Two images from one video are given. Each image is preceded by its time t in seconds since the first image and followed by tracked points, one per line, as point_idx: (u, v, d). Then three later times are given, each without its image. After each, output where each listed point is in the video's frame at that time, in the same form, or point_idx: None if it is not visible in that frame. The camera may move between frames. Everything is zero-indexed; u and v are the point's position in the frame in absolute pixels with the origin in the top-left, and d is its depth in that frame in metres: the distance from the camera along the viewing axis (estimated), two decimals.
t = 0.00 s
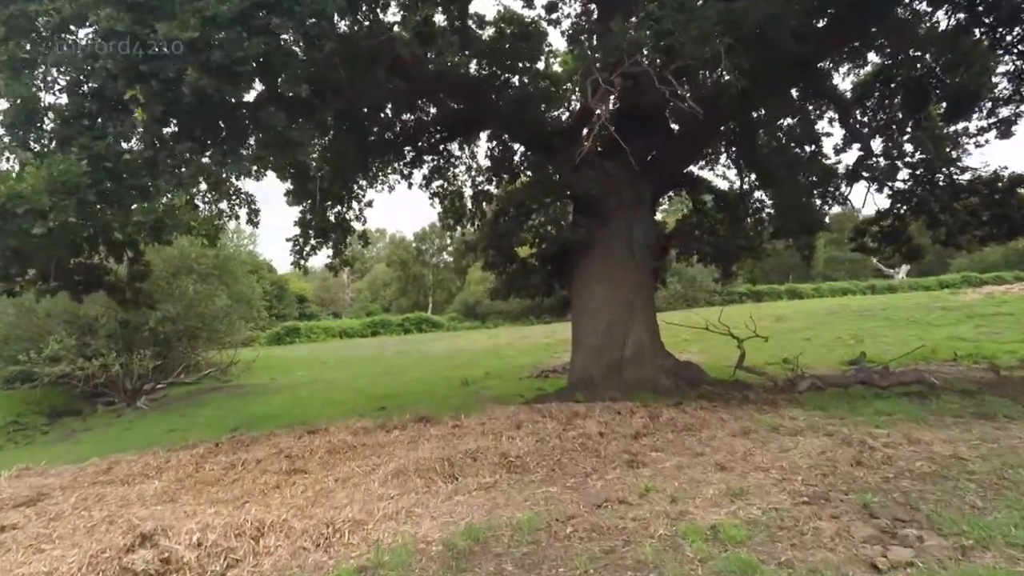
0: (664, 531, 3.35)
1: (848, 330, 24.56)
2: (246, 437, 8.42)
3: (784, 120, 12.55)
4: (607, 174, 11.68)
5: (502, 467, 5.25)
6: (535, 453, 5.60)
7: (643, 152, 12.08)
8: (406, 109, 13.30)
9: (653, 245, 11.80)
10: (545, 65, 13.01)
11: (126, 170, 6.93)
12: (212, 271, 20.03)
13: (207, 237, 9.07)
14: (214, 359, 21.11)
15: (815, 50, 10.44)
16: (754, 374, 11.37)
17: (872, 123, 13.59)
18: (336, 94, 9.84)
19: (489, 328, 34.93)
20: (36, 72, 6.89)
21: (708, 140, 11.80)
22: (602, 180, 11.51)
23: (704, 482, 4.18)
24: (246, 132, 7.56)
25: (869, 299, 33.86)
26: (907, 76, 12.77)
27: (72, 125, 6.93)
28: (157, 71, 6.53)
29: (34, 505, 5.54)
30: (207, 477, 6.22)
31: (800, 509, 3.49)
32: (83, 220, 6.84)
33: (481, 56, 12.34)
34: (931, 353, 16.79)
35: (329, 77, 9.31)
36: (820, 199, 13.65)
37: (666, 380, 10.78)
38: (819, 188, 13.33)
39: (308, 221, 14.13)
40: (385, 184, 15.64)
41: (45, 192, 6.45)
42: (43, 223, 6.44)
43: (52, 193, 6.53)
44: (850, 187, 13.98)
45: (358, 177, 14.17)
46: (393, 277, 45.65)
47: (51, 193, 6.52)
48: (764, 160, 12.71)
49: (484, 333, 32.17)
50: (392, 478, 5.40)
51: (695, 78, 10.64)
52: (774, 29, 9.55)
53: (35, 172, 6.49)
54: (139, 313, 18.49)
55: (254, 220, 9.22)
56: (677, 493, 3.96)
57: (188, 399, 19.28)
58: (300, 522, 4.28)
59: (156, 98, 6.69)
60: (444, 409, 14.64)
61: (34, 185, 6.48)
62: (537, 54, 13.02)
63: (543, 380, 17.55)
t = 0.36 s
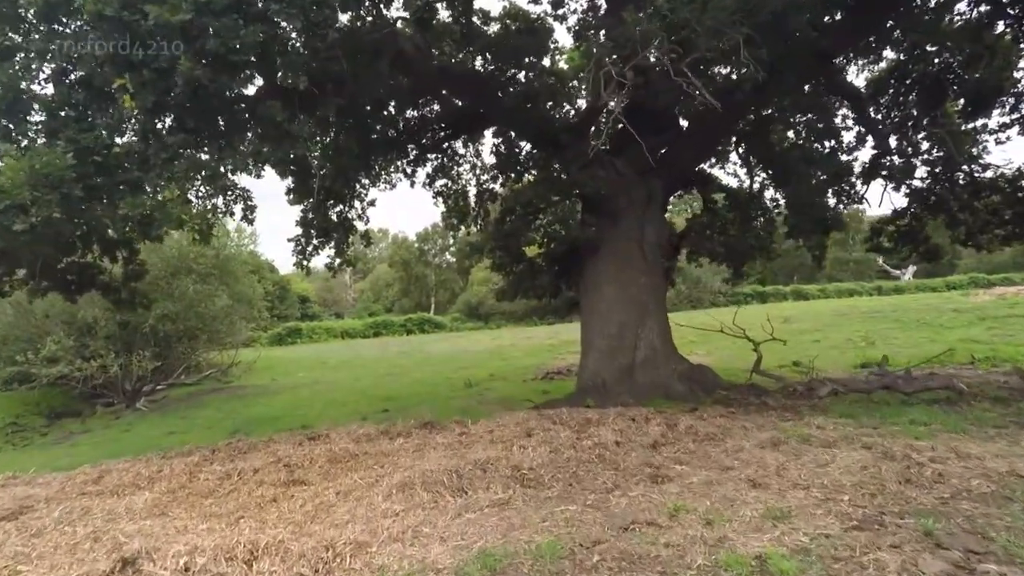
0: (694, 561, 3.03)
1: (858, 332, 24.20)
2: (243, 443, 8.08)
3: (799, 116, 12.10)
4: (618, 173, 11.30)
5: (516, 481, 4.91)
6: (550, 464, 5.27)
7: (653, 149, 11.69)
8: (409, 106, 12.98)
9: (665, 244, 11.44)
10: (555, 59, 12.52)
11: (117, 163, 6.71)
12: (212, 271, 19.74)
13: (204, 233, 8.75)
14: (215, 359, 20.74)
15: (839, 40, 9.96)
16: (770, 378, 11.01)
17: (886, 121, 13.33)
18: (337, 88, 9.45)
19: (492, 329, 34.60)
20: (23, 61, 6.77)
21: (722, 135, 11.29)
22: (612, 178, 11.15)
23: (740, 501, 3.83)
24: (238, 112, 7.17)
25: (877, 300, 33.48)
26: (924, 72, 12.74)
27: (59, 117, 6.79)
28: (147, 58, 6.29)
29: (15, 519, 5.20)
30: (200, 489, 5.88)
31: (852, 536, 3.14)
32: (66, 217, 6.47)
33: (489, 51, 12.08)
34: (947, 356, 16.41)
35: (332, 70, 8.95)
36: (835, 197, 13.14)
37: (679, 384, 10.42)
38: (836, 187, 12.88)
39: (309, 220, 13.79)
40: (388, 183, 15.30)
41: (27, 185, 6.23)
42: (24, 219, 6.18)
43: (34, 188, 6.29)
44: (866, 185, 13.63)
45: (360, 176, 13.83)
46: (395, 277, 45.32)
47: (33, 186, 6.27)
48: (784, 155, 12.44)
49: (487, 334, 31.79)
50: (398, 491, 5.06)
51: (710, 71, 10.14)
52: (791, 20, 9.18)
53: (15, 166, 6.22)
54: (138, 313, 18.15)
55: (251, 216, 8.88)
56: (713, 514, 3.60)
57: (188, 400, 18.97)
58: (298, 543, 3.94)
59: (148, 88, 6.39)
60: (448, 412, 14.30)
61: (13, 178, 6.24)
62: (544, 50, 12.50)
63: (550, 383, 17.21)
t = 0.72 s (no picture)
0: None
1: (864, 332, 23.90)
2: (239, 445, 7.72)
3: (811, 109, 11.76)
4: (627, 165, 11.08)
5: (531, 487, 4.58)
6: (566, 469, 4.95)
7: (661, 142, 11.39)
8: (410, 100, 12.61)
9: (675, 240, 11.10)
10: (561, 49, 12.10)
11: (104, 149, 6.56)
12: (209, 269, 19.38)
13: (198, 224, 8.39)
14: (212, 359, 20.35)
15: (856, 29, 9.65)
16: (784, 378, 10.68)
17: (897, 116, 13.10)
18: (338, 76, 9.08)
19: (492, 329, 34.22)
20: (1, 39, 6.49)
21: (734, 127, 10.98)
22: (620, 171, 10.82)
23: (780, 510, 3.50)
24: (233, 98, 7.04)
25: (879, 300, 33.24)
26: (936, 66, 12.48)
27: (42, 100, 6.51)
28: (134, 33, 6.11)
29: None
30: (192, 494, 5.53)
31: (918, 553, 2.82)
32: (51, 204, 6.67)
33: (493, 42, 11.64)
34: (959, 356, 16.10)
35: (333, 58, 8.63)
36: (847, 192, 12.82)
37: (691, 384, 10.08)
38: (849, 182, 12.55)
39: (309, 217, 13.43)
40: (389, 178, 14.94)
41: (3, 171, 6.12)
42: (4, 206, 6.31)
43: (13, 174, 6.19)
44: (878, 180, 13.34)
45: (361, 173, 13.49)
46: (394, 277, 44.86)
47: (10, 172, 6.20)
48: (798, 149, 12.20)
49: (487, 334, 31.43)
50: (404, 497, 4.73)
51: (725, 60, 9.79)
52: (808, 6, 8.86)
53: None
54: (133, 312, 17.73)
55: (249, 204, 8.50)
56: (757, 525, 3.28)
57: (184, 400, 18.57)
58: (298, 557, 3.61)
59: (135, 67, 6.14)
60: (451, 413, 13.95)
61: None
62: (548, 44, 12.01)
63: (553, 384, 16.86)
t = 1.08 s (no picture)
0: None
1: (850, 331, 24.04)
2: (221, 453, 7.31)
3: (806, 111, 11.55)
4: (622, 163, 10.80)
5: (540, 500, 4.29)
6: (574, 478, 4.66)
7: (655, 141, 11.18)
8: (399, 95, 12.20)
9: (672, 239, 10.88)
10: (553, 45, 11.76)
11: (77, 136, 6.36)
12: (190, 267, 18.79)
13: (176, 220, 7.97)
14: (192, 361, 19.72)
15: (856, 24, 9.53)
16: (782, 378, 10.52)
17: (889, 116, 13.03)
18: (326, 65, 8.69)
19: (478, 329, 33.87)
20: None
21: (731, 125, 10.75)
22: (616, 169, 10.55)
23: (817, 526, 3.24)
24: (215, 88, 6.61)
25: (862, 300, 33.56)
26: (927, 66, 12.37)
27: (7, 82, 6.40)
28: (106, 12, 5.83)
29: None
30: (170, 508, 5.13)
31: None
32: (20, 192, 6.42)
33: (484, 36, 11.28)
34: (947, 355, 16.17)
35: (321, 47, 8.28)
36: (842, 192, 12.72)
37: (690, 385, 9.86)
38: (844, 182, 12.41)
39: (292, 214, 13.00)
40: (376, 175, 14.54)
41: None
42: None
43: None
44: (872, 180, 13.29)
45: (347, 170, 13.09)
46: (378, 277, 44.26)
47: None
48: (794, 147, 11.98)
49: (473, 334, 31.04)
50: (403, 511, 4.40)
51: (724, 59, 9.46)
52: None
53: None
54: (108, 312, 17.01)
55: (230, 198, 8.08)
56: (795, 543, 3.03)
57: (161, 403, 17.93)
58: None
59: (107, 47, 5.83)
60: (440, 416, 13.57)
61: None
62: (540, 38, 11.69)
63: (544, 386, 16.57)
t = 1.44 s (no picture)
0: None
1: (825, 330, 24.36)
2: (193, 458, 6.83)
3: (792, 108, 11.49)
4: (610, 157, 10.58)
5: (547, 506, 4.01)
6: (582, 481, 4.40)
7: (641, 138, 10.99)
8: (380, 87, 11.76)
9: (660, 235, 10.72)
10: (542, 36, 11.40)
11: (31, 113, 6.03)
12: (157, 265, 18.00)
13: (144, 210, 7.45)
14: (159, 362, 18.90)
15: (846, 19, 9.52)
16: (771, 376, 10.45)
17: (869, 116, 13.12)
18: (308, 48, 8.26)
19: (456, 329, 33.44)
20: None
21: (720, 122, 10.57)
22: (604, 165, 10.31)
23: (854, 529, 3.04)
24: (191, 72, 6.43)
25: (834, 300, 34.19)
26: (905, 67, 12.47)
27: None
28: None
29: None
30: (139, 520, 4.70)
31: None
32: None
33: (467, 27, 10.89)
34: (922, 352, 16.42)
35: (301, 29, 7.90)
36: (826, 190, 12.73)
37: (682, 384, 9.70)
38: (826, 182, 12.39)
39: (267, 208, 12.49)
40: (355, 169, 14.08)
41: None
42: None
43: None
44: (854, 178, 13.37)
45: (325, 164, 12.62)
46: (352, 277, 43.40)
47: None
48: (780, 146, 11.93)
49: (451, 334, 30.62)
50: (401, 520, 4.07)
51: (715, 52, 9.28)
52: None
53: None
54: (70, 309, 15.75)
55: (202, 184, 7.59)
56: (838, 550, 2.81)
57: (126, 406, 17.09)
58: None
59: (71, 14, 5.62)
60: (423, 417, 13.15)
61: None
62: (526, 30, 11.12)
63: (526, 385, 16.30)
